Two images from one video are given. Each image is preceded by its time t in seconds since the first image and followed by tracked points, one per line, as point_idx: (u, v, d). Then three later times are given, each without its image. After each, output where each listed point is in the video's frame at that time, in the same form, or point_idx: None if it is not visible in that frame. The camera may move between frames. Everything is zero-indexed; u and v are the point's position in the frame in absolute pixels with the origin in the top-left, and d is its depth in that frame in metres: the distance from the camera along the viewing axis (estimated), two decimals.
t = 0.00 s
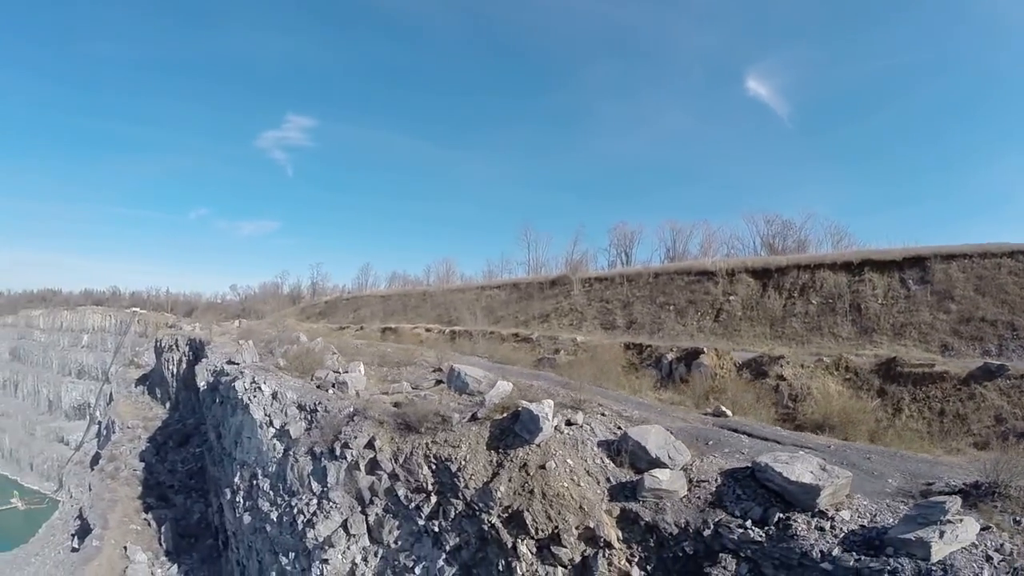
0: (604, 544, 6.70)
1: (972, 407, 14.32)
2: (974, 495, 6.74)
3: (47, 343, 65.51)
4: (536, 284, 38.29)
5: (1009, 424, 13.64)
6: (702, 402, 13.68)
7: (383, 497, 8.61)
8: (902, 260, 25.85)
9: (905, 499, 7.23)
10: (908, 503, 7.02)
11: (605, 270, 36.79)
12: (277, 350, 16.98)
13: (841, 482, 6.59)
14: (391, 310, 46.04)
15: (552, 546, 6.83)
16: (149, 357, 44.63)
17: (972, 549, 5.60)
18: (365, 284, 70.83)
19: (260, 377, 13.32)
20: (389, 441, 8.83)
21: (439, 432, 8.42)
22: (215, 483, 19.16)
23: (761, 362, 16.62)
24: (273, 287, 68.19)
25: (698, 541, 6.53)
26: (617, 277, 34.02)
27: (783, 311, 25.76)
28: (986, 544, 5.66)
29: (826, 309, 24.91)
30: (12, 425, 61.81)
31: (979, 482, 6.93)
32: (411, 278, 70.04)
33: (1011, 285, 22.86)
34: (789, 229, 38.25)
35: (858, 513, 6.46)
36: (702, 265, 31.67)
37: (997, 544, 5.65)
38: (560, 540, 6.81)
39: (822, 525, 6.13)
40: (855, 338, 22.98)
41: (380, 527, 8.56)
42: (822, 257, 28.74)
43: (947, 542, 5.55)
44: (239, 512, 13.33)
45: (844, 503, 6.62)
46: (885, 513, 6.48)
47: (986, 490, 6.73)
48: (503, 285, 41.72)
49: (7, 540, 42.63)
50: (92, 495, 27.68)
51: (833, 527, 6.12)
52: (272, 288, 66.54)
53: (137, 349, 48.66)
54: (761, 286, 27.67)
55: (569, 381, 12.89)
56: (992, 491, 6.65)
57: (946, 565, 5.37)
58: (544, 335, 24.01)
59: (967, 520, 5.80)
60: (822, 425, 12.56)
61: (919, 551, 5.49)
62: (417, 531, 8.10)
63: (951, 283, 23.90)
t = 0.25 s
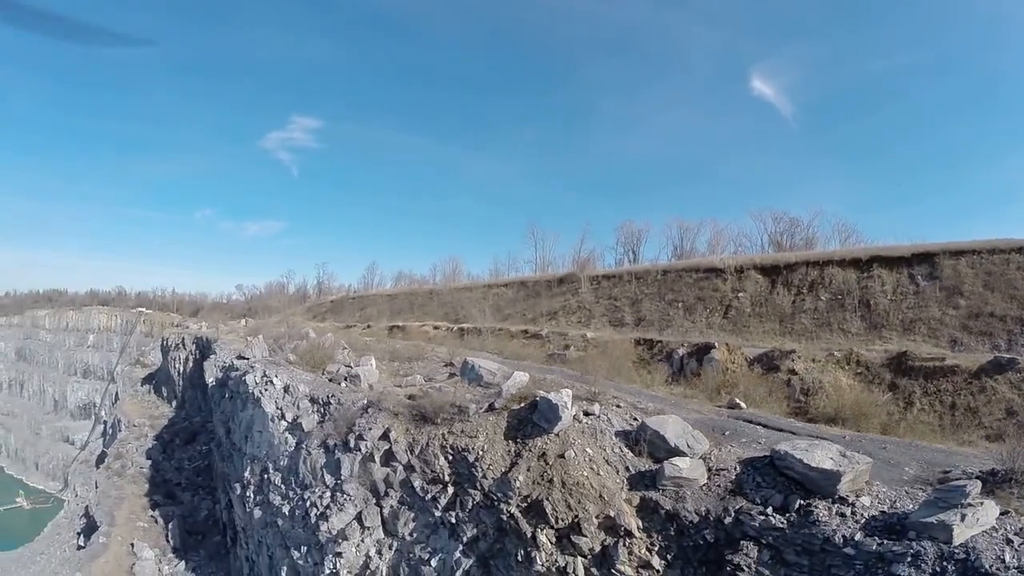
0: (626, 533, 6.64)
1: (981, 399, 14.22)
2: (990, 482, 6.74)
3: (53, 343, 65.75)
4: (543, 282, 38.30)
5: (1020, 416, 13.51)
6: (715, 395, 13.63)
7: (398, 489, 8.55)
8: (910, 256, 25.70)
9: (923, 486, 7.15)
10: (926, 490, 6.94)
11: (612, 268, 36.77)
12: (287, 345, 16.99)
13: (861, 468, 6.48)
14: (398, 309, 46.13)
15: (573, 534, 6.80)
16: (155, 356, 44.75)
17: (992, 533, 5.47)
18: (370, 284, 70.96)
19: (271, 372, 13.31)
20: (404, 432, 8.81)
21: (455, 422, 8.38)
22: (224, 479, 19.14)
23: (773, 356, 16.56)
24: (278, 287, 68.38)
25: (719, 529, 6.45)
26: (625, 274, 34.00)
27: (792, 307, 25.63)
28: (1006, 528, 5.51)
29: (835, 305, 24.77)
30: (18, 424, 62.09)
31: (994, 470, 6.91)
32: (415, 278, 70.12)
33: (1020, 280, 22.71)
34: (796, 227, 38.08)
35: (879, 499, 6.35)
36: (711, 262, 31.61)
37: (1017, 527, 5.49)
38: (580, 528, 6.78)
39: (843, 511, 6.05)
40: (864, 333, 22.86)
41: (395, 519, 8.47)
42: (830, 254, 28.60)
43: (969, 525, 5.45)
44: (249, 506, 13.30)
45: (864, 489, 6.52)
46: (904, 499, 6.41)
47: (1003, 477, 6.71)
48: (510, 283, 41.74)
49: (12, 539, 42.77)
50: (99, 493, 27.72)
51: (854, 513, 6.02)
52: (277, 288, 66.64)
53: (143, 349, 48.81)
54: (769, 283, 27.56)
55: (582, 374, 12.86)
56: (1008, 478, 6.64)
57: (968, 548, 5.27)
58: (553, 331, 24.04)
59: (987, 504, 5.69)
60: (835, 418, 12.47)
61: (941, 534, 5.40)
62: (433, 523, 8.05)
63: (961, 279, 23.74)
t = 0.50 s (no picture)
0: (634, 521, 6.72)
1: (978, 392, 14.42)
2: (992, 467, 6.78)
3: (43, 343, 65.03)
4: (538, 280, 38.24)
5: (1016, 408, 13.66)
6: (713, 389, 13.65)
7: (402, 482, 8.48)
8: (904, 253, 25.89)
9: (927, 471, 7.20)
10: (930, 475, 6.99)
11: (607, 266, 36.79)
12: (284, 341, 16.86)
13: (868, 453, 6.53)
14: (392, 307, 45.94)
15: (581, 524, 6.84)
16: (146, 355, 44.31)
17: (998, 514, 5.52)
18: (364, 283, 70.68)
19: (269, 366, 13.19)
20: (407, 425, 8.77)
21: (460, 413, 8.37)
22: (220, 477, 19.01)
23: (770, 351, 16.62)
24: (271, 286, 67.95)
25: (727, 516, 6.54)
26: (620, 272, 34.01)
27: (788, 304, 25.74)
28: (1011, 509, 5.57)
29: (830, 301, 24.91)
30: (7, 426, 61.40)
31: (997, 456, 6.94)
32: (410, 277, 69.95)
33: (1013, 277, 22.94)
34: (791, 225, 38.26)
35: (885, 484, 6.39)
36: (705, 260, 31.70)
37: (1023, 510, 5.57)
38: (589, 518, 6.82)
39: (851, 495, 6.11)
40: (859, 330, 23.00)
41: (398, 512, 8.37)
42: (824, 251, 28.76)
43: (976, 506, 5.50)
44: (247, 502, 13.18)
45: (871, 474, 6.54)
46: (911, 484, 6.45)
47: (1005, 462, 6.76)
48: (505, 282, 41.67)
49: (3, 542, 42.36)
50: (91, 493, 27.41)
51: (862, 497, 6.09)
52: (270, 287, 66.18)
53: (135, 349, 48.33)
54: (765, 280, 27.65)
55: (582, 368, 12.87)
56: (1010, 463, 6.69)
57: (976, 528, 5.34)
58: (550, 328, 23.99)
59: (993, 485, 5.75)
60: (834, 410, 12.54)
61: (949, 515, 5.45)
62: (437, 515, 8.07)
63: (954, 276, 23.95)
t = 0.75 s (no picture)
0: (645, 508, 6.81)
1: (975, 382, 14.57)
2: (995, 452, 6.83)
3: (35, 343, 64.50)
4: (535, 278, 38.24)
5: (1015, 399, 13.81)
6: (715, 382, 13.70)
7: (408, 473, 8.47)
8: (901, 249, 26.05)
9: (933, 456, 7.27)
10: (936, 459, 7.06)
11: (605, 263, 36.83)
12: (283, 336, 16.80)
13: (875, 438, 6.68)
14: (389, 305, 45.83)
15: (592, 511, 6.93)
16: (140, 354, 43.98)
17: (1005, 494, 5.63)
18: (360, 282, 70.42)
19: (269, 360, 13.12)
20: (414, 415, 8.79)
21: (467, 403, 8.42)
22: (219, 473, 18.91)
23: (770, 345, 16.70)
24: (266, 285, 67.64)
25: (737, 502, 6.67)
26: (617, 269, 34.04)
27: (785, 300, 25.85)
28: (1017, 490, 5.67)
29: (828, 297, 25.02)
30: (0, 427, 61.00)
31: (1000, 441, 7.01)
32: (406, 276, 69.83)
33: (1008, 272, 23.13)
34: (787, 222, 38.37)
35: (892, 468, 6.52)
36: (703, 257, 31.80)
37: None
38: (600, 505, 6.90)
39: (860, 479, 6.26)
40: (856, 325, 23.13)
41: (405, 504, 8.42)
42: (822, 248, 28.90)
43: (983, 486, 5.62)
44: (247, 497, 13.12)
45: (878, 458, 6.69)
46: (917, 468, 6.55)
47: (1008, 447, 6.82)
48: (501, 279, 41.65)
49: None
50: (87, 492, 27.24)
51: (870, 480, 6.23)
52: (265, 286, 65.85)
53: (129, 348, 48.01)
54: (762, 276, 27.75)
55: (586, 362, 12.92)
56: (1013, 447, 6.75)
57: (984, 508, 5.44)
58: (548, 324, 24.01)
59: (999, 466, 5.86)
60: (835, 402, 12.62)
61: (958, 495, 5.57)
62: (445, 506, 8.08)
63: (950, 272, 24.11)
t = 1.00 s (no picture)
0: (658, 496, 7.00)
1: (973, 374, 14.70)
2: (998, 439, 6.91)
3: (28, 344, 63.97)
4: (533, 276, 38.21)
5: (1013, 391, 13.94)
6: (717, 376, 13.75)
7: (417, 465, 8.53)
8: (898, 246, 26.20)
9: (938, 443, 7.33)
10: (942, 445, 7.16)
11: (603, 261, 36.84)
12: (284, 332, 16.77)
13: (884, 424, 6.91)
14: (386, 305, 45.70)
15: (606, 500, 7.09)
16: (135, 355, 43.65)
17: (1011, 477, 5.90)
18: (356, 281, 70.16)
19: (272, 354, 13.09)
20: (422, 407, 8.82)
21: (476, 394, 8.48)
22: (220, 471, 18.86)
23: (771, 340, 16.80)
24: (262, 285, 67.33)
25: (749, 489, 6.89)
26: (616, 267, 34.08)
27: (784, 297, 25.96)
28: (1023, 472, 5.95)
29: (827, 294, 25.15)
30: None
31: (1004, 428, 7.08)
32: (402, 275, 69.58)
33: (1005, 269, 23.31)
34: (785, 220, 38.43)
35: (900, 453, 6.76)
36: (701, 255, 31.91)
37: None
38: (614, 493, 7.08)
39: (870, 463, 6.50)
40: (855, 321, 23.26)
41: (413, 496, 8.43)
42: (820, 246, 29.02)
43: (991, 469, 5.88)
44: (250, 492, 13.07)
45: (886, 444, 6.92)
46: (924, 453, 6.74)
47: (1011, 434, 6.90)
48: (500, 278, 41.60)
49: None
50: (83, 491, 27.07)
51: (880, 465, 6.48)
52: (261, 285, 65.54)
53: (124, 348, 47.73)
54: (761, 274, 27.86)
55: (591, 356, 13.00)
56: (1015, 434, 6.83)
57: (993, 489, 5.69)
58: (549, 322, 24.04)
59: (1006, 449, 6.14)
60: (837, 395, 12.71)
61: (968, 477, 5.83)
62: (454, 497, 8.14)
63: (948, 268, 24.27)
